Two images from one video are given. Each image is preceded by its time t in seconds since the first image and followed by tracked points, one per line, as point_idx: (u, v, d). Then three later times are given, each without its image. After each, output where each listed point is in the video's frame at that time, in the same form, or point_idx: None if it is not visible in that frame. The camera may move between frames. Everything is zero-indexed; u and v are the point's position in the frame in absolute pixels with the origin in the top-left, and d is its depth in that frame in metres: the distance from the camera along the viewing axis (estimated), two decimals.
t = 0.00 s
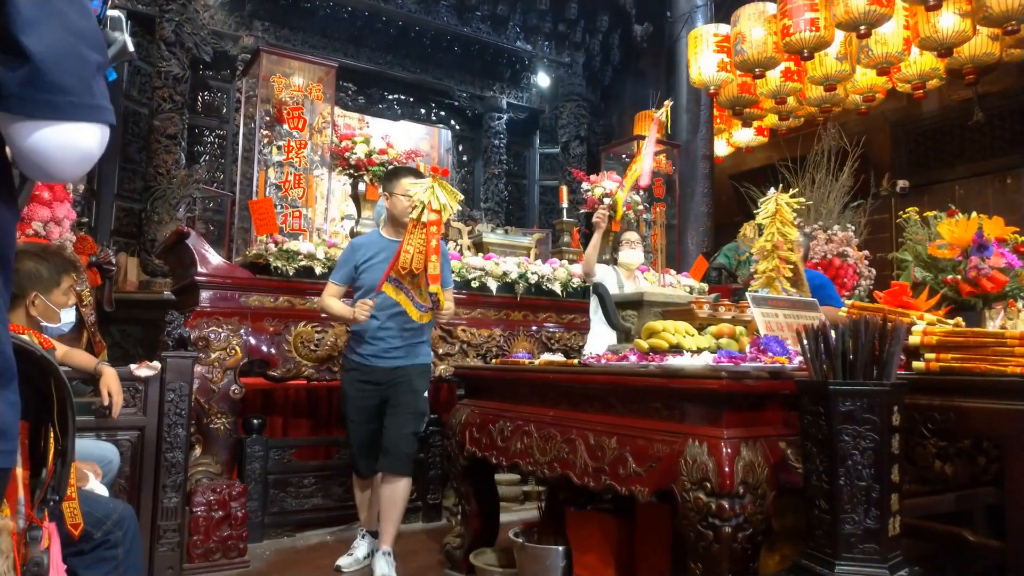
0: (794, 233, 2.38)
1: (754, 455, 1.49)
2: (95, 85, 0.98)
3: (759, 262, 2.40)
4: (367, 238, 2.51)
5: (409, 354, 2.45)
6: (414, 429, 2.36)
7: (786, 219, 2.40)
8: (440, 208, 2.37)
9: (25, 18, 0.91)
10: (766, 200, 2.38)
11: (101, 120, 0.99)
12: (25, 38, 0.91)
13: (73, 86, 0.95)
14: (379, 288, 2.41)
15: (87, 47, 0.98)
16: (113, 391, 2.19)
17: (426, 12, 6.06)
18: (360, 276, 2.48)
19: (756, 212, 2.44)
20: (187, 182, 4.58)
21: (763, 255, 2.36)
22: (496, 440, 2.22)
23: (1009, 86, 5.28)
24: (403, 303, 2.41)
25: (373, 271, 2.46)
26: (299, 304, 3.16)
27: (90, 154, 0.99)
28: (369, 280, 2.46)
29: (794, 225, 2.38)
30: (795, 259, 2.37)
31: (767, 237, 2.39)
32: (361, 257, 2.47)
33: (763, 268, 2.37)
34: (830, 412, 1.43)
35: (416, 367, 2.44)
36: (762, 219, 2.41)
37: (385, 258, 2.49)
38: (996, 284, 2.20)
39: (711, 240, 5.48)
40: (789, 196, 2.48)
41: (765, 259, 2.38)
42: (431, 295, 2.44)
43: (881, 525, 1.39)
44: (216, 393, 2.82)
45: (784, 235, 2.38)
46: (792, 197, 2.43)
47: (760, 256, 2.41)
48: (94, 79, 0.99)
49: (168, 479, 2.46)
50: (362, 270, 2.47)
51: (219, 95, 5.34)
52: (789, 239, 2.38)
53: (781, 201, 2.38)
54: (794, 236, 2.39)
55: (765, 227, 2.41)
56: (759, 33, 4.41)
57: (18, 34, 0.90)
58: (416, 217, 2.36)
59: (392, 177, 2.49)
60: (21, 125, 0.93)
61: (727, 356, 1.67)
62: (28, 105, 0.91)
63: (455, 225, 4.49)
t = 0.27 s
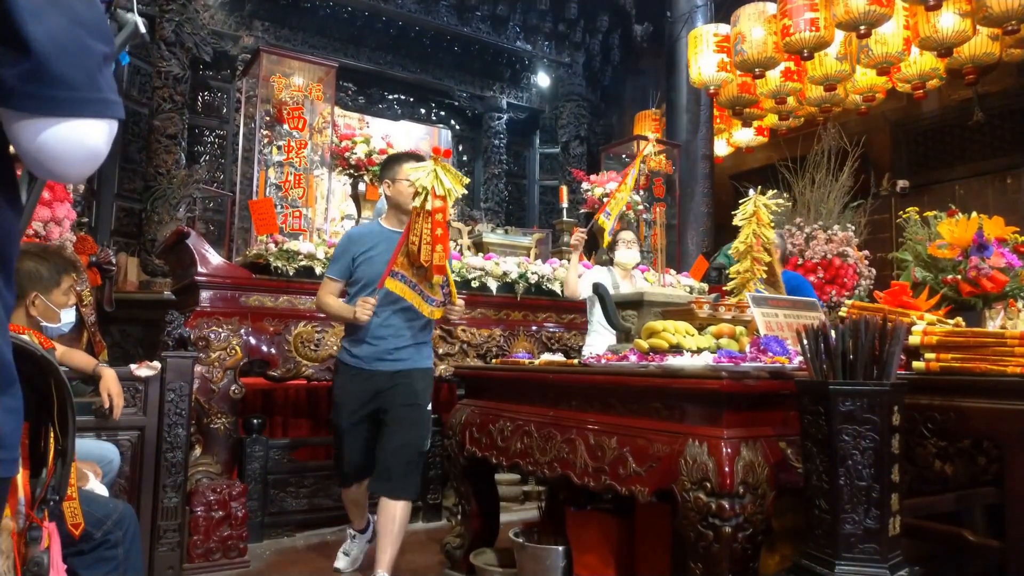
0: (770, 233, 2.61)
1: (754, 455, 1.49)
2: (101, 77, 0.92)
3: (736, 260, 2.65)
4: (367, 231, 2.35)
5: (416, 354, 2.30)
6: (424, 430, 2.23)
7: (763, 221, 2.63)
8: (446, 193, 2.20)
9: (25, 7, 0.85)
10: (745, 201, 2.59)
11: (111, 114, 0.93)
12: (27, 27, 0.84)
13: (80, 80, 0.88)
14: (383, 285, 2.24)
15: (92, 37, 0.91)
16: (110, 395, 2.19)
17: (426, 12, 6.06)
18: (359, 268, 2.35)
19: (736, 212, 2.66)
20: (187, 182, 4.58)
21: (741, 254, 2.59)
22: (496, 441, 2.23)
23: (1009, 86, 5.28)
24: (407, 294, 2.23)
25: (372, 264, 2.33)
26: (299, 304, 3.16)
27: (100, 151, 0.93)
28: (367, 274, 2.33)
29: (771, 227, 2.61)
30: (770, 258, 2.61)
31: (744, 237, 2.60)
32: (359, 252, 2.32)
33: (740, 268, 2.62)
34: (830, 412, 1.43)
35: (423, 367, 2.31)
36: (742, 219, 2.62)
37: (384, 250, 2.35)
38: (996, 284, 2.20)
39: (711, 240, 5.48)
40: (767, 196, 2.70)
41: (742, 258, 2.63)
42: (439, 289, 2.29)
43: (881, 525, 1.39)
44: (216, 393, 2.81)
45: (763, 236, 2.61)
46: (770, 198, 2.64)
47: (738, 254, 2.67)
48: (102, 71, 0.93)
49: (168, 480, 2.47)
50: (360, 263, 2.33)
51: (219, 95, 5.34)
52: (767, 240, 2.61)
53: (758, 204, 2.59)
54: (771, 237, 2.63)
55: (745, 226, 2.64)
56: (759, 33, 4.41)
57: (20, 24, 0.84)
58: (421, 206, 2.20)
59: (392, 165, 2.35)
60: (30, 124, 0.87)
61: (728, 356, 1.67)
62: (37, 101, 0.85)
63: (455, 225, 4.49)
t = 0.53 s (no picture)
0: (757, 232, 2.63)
1: (754, 455, 1.49)
2: (84, 68, 0.92)
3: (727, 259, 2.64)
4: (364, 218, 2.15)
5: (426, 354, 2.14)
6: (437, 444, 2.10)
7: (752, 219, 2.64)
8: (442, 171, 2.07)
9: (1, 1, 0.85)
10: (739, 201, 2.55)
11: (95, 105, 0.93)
12: (5, 23, 0.85)
13: (61, 74, 0.89)
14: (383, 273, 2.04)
15: (72, 27, 0.91)
16: (114, 392, 2.19)
17: (426, 12, 6.06)
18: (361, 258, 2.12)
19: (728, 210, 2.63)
20: (187, 182, 4.58)
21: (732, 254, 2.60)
22: (496, 440, 2.23)
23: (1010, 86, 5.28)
24: (407, 286, 2.06)
25: (378, 251, 2.11)
26: (299, 304, 3.17)
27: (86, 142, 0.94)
28: (372, 262, 2.10)
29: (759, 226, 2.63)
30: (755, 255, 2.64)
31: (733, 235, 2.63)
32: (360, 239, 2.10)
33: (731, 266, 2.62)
34: (830, 412, 1.42)
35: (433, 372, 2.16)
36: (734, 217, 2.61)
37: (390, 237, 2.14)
38: (996, 284, 2.20)
39: (711, 240, 5.48)
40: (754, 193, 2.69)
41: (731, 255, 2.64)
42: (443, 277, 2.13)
43: (881, 525, 1.38)
44: (216, 393, 2.81)
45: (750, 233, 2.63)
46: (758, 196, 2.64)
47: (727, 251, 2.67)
48: (85, 62, 0.92)
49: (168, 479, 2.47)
50: (365, 251, 2.10)
51: (219, 95, 5.34)
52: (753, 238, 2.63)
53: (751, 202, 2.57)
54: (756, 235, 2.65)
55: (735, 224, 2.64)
56: (759, 33, 4.41)
57: None
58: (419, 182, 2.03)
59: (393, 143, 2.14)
60: (16, 124, 0.89)
61: (727, 356, 1.67)
62: (18, 99, 0.87)
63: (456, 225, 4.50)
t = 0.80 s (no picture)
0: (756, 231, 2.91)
1: (755, 455, 1.49)
2: (45, 66, 1.12)
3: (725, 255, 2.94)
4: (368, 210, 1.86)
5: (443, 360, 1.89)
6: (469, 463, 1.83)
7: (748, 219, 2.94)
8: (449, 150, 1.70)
9: None
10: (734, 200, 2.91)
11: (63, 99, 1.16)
12: None
13: (19, 72, 1.09)
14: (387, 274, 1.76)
15: (34, 28, 1.11)
16: (115, 387, 2.23)
17: (426, 12, 6.06)
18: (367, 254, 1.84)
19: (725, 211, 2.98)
20: (187, 182, 4.58)
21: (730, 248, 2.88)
22: (496, 441, 2.22)
23: (1010, 86, 5.27)
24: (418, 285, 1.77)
25: (384, 248, 1.82)
26: (300, 304, 3.16)
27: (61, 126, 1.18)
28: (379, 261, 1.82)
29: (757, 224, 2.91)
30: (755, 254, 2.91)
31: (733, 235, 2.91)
32: (357, 233, 1.81)
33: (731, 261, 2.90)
34: (831, 412, 1.42)
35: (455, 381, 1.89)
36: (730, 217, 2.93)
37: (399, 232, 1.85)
38: (996, 284, 2.20)
39: (711, 240, 5.47)
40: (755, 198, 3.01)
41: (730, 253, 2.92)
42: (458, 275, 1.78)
43: (881, 525, 1.38)
44: (216, 393, 2.81)
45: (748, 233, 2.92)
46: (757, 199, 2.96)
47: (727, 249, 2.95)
48: (47, 59, 1.13)
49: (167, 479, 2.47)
50: (370, 249, 1.82)
51: (219, 95, 5.34)
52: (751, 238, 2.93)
53: (747, 202, 2.91)
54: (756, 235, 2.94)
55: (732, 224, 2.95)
56: (759, 33, 4.40)
57: None
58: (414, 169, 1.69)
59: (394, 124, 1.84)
60: None
61: (728, 356, 1.67)
62: None
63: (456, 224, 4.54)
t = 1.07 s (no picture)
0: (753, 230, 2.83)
1: (754, 455, 1.49)
2: (17, 62, 1.05)
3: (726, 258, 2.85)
4: (382, 181, 1.56)
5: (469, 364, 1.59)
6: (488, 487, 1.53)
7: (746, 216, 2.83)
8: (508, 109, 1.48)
9: None
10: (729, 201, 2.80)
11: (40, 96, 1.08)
12: None
13: None
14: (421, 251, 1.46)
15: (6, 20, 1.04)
16: (115, 380, 2.25)
17: (426, 12, 6.05)
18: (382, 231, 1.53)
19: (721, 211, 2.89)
20: (187, 182, 4.58)
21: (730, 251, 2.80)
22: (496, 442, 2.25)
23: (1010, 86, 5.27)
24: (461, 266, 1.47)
25: (402, 224, 1.52)
26: (299, 304, 3.15)
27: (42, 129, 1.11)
28: (396, 238, 1.52)
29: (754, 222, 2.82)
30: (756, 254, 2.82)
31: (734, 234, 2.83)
32: (372, 206, 1.52)
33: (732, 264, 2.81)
34: (831, 412, 1.42)
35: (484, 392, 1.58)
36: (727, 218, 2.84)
37: (417, 206, 1.54)
38: (996, 284, 2.20)
39: (710, 240, 5.47)
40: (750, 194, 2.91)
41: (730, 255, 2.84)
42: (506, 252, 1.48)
43: (881, 525, 1.38)
44: (216, 393, 2.82)
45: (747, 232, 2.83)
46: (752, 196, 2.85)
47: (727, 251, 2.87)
48: (21, 55, 1.06)
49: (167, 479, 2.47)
50: (382, 226, 1.52)
51: (219, 95, 5.34)
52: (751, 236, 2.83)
53: (742, 201, 2.81)
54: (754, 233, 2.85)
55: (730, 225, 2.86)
56: (759, 33, 4.40)
57: None
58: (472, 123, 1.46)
59: (412, 85, 1.55)
60: None
61: (727, 356, 1.67)
62: None
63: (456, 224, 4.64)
